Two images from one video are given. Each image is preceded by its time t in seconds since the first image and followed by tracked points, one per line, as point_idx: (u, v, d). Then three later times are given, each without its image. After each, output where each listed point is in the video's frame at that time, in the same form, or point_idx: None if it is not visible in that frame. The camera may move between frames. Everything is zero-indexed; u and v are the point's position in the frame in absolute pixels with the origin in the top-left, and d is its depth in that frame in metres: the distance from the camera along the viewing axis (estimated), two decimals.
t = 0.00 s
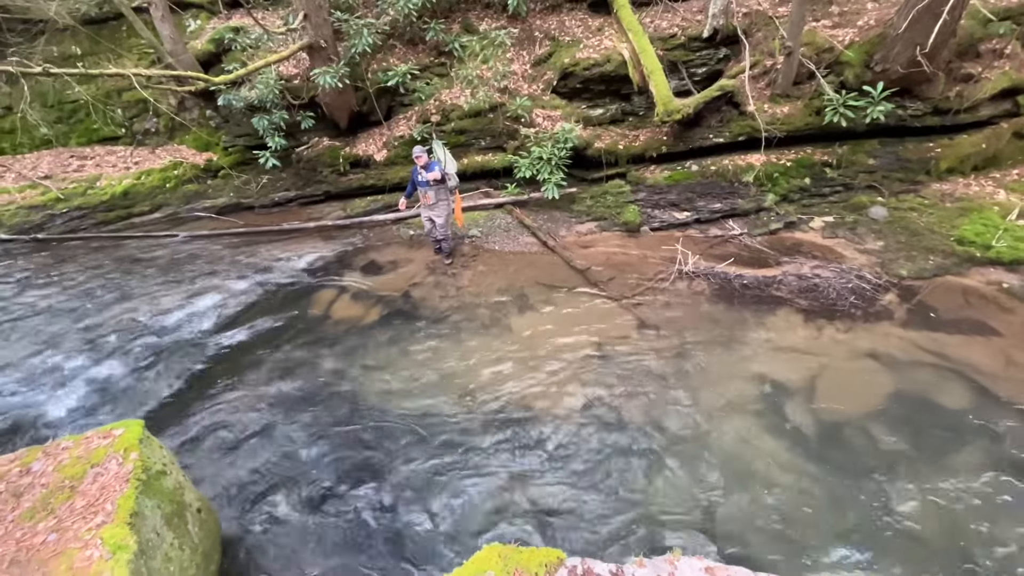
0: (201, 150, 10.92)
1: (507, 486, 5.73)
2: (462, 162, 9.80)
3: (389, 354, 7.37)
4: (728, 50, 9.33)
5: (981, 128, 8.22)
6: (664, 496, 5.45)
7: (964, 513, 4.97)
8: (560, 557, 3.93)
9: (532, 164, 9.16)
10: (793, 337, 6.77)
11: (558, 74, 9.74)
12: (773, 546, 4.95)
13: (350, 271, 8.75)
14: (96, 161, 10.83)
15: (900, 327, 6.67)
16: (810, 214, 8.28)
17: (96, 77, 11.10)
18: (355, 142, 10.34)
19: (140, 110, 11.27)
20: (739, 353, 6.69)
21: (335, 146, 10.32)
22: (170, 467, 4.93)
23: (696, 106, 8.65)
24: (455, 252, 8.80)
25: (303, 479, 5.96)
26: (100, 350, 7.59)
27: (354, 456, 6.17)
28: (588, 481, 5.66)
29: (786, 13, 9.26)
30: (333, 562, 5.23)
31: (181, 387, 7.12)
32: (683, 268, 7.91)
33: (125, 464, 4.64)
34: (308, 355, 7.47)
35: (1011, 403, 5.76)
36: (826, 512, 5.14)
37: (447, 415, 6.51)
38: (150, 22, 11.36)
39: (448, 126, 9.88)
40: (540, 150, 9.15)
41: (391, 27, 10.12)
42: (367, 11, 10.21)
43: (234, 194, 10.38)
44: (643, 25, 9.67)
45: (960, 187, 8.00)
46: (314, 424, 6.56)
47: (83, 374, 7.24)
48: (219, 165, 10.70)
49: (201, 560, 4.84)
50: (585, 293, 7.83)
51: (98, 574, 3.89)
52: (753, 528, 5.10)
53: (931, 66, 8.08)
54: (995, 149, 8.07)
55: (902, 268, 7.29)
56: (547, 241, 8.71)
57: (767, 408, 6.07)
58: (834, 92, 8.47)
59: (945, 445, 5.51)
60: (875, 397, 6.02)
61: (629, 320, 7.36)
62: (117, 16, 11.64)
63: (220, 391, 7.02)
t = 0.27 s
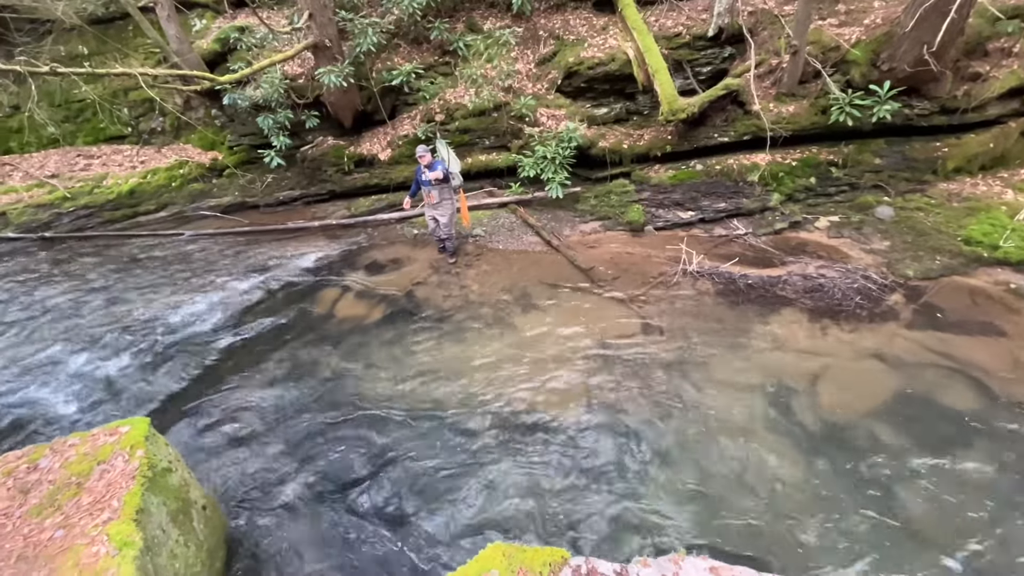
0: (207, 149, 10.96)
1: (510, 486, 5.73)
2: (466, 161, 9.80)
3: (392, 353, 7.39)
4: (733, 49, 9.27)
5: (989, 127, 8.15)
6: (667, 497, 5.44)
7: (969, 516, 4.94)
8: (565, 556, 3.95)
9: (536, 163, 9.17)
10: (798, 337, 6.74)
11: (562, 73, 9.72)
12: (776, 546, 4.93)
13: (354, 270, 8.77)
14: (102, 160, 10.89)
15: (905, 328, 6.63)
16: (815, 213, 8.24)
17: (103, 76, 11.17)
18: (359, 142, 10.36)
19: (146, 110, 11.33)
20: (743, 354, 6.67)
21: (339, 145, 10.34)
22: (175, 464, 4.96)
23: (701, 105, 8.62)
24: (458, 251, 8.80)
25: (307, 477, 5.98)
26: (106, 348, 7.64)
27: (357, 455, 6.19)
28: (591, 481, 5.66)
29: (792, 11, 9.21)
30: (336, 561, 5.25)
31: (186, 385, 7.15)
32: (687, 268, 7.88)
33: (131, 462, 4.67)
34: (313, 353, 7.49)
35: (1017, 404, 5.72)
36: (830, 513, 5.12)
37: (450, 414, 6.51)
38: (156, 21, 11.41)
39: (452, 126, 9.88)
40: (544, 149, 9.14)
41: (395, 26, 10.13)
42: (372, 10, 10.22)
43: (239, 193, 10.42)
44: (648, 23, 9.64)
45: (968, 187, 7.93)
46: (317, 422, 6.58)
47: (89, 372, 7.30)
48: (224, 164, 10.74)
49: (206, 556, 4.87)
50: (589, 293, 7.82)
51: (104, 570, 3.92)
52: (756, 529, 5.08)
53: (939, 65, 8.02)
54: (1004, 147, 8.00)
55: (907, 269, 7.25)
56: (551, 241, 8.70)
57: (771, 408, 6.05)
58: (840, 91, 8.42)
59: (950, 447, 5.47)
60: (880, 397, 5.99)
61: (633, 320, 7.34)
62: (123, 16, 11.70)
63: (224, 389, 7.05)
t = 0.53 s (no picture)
0: (209, 148, 10.97)
1: (511, 485, 5.72)
2: (468, 161, 9.79)
3: (394, 352, 7.38)
4: (736, 48, 9.25)
5: (993, 127, 8.11)
6: (668, 497, 5.42)
7: (973, 518, 4.90)
8: (564, 557, 3.93)
9: (538, 163, 9.15)
10: (800, 337, 6.72)
11: (564, 73, 9.71)
12: (778, 547, 4.91)
13: (355, 269, 8.78)
14: (105, 159, 10.92)
15: (908, 328, 6.60)
16: (817, 213, 8.21)
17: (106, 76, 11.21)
18: (361, 141, 10.37)
19: (149, 109, 11.35)
20: (745, 354, 6.65)
21: (341, 144, 10.34)
22: (176, 463, 4.96)
23: (703, 104, 8.59)
24: (460, 250, 8.80)
25: (308, 476, 5.99)
26: (108, 346, 7.65)
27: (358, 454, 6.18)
28: (592, 481, 5.65)
29: (795, 11, 9.18)
30: (336, 560, 5.24)
31: (187, 384, 7.16)
32: (689, 268, 7.86)
33: (132, 460, 4.67)
34: (314, 353, 7.49)
35: (1020, 405, 5.69)
36: (832, 514, 5.09)
37: (451, 414, 6.50)
38: (159, 21, 11.43)
39: (453, 125, 9.88)
40: (546, 149, 9.13)
41: (397, 26, 10.13)
42: (374, 9, 10.22)
43: (241, 192, 10.43)
44: (650, 23, 9.62)
45: (971, 187, 7.90)
46: (318, 421, 6.58)
47: (91, 371, 7.31)
48: (226, 164, 10.74)
49: (207, 555, 4.86)
50: (590, 293, 7.81)
51: (105, 569, 3.92)
52: (758, 530, 5.06)
53: (943, 65, 7.98)
54: (1007, 148, 7.94)
55: (911, 269, 7.22)
56: (552, 240, 8.69)
57: (773, 409, 6.02)
58: (843, 91, 8.39)
59: (953, 448, 5.44)
60: (883, 398, 5.96)
61: (634, 320, 7.33)
62: (126, 15, 11.73)
63: (225, 387, 7.06)
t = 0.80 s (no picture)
0: (210, 148, 10.98)
1: (512, 485, 5.71)
2: (469, 161, 9.79)
3: (394, 352, 7.38)
4: (738, 48, 9.23)
5: (996, 127, 8.08)
6: (669, 497, 5.41)
7: (976, 520, 4.88)
8: (564, 557, 3.92)
9: (539, 163, 9.14)
10: (802, 338, 6.70)
11: (566, 72, 9.70)
12: (778, 548, 4.90)
13: (356, 269, 8.77)
14: (107, 159, 10.93)
15: (910, 329, 6.58)
16: (819, 214, 8.19)
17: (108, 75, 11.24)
18: (363, 140, 10.37)
19: (151, 108, 11.37)
20: (746, 354, 6.63)
21: (342, 144, 10.35)
22: (177, 462, 4.95)
23: (705, 104, 8.58)
24: (461, 250, 8.79)
25: (309, 475, 5.98)
26: (110, 345, 7.66)
27: (358, 454, 6.18)
28: (592, 482, 5.63)
29: (797, 10, 9.16)
30: (337, 560, 5.24)
31: (187, 383, 7.16)
32: (690, 268, 7.85)
33: (133, 459, 4.67)
34: (315, 352, 7.49)
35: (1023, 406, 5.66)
36: (834, 516, 5.07)
37: (452, 413, 6.49)
38: (161, 20, 11.46)
39: (455, 125, 9.87)
40: (547, 149, 9.12)
41: (399, 25, 10.13)
42: (376, 9, 10.23)
43: (243, 191, 10.44)
44: (652, 22, 9.61)
45: (974, 187, 7.86)
46: (319, 421, 6.58)
47: (92, 370, 7.32)
48: (228, 163, 10.75)
49: (207, 555, 4.86)
50: (591, 293, 7.79)
51: (105, 568, 3.91)
52: (760, 531, 5.04)
53: (945, 64, 7.95)
54: (1010, 148, 7.88)
55: (913, 269, 7.19)
56: (554, 240, 8.67)
57: (775, 409, 6.01)
58: (846, 91, 8.36)
59: (956, 450, 5.42)
60: (885, 398, 5.94)
61: (635, 320, 7.31)
62: (129, 15, 11.76)
63: (226, 386, 7.06)
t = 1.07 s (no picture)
0: (213, 147, 11.00)
1: (513, 485, 5.72)
2: (471, 160, 9.79)
3: (396, 351, 7.39)
4: (740, 48, 9.20)
5: (999, 127, 8.04)
6: (670, 497, 5.41)
7: (978, 521, 4.87)
8: (565, 557, 3.92)
9: (541, 162, 9.13)
10: (804, 338, 6.68)
11: (567, 72, 9.69)
12: (779, 547, 4.90)
13: (358, 268, 8.78)
14: (110, 158, 10.95)
15: (913, 329, 6.56)
16: (822, 214, 8.18)
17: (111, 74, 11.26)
18: (365, 140, 10.38)
19: (154, 108, 11.39)
20: (748, 354, 6.63)
21: (344, 143, 10.35)
22: (179, 461, 4.96)
23: (707, 104, 8.57)
24: (462, 250, 8.79)
25: (310, 474, 5.99)
26: (112, 344, 7.68)
27: (360, 453, 6.18)
28: (594, 481, 5.63)
29: (800, 10, 9.14)
30: (339, 557, 5.25)
31: (190, 382, 7.18)
32: (692, 267, 7.84)
33: (135, 458, 4.68)
34: (317, 351, 7.51)
35: None
36: (836, 516, 5.06)
37: (453, 413, 6.49)
38: (164, 20, 11.48)
39: (456, 124, 9.87)
40: (549, 148, 9.11)
41: (401, 25, 10.13)
42: (378, 8, 10.23)
43: (245, 191, 10.46)
44: (654, 22, 9.60)
45: (977, 187, 7.83)
46: (321, 420, 6.59)
47: (95, 368, 7.34)
48: (230, 162, 10.77)
49: (209, 553, 4.87)
50: (592, 293, 7.79)
51: (107, 566, 3.92)
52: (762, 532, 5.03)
53: (948, 64, 7.93)
54: (1014, 149, 7.84)
55: (916, 270, 7.17)
56: (555, 240, 8.67)
57: (776, 410, 6.00)
58: (849, 91, 8.33)
59: (958, 450, 5.40)
60: (887, 399, 5.92)
61: (636, 319, 7.31)
62: (132, 14, 11.78)
63: (228, 385, 7.08)
